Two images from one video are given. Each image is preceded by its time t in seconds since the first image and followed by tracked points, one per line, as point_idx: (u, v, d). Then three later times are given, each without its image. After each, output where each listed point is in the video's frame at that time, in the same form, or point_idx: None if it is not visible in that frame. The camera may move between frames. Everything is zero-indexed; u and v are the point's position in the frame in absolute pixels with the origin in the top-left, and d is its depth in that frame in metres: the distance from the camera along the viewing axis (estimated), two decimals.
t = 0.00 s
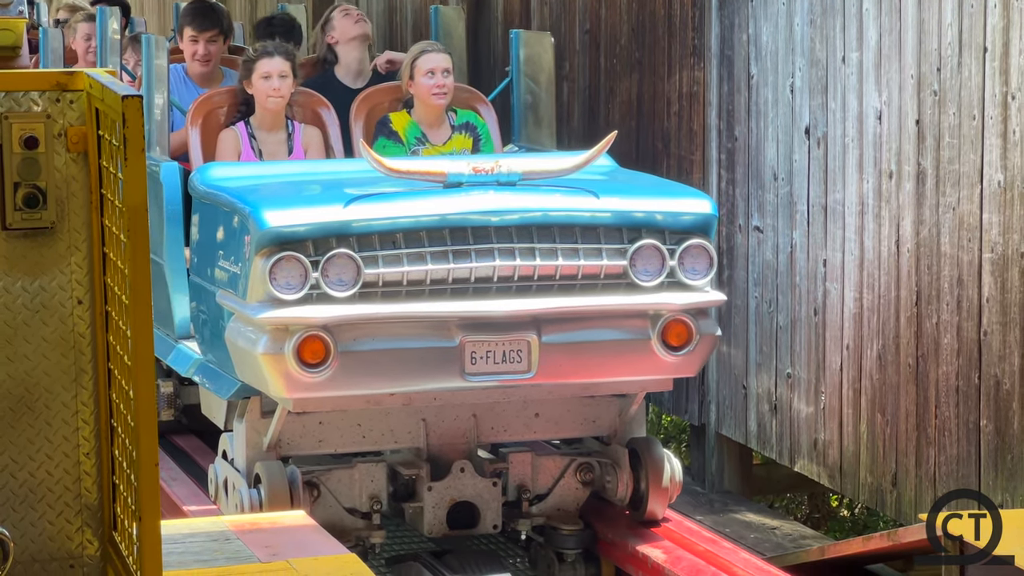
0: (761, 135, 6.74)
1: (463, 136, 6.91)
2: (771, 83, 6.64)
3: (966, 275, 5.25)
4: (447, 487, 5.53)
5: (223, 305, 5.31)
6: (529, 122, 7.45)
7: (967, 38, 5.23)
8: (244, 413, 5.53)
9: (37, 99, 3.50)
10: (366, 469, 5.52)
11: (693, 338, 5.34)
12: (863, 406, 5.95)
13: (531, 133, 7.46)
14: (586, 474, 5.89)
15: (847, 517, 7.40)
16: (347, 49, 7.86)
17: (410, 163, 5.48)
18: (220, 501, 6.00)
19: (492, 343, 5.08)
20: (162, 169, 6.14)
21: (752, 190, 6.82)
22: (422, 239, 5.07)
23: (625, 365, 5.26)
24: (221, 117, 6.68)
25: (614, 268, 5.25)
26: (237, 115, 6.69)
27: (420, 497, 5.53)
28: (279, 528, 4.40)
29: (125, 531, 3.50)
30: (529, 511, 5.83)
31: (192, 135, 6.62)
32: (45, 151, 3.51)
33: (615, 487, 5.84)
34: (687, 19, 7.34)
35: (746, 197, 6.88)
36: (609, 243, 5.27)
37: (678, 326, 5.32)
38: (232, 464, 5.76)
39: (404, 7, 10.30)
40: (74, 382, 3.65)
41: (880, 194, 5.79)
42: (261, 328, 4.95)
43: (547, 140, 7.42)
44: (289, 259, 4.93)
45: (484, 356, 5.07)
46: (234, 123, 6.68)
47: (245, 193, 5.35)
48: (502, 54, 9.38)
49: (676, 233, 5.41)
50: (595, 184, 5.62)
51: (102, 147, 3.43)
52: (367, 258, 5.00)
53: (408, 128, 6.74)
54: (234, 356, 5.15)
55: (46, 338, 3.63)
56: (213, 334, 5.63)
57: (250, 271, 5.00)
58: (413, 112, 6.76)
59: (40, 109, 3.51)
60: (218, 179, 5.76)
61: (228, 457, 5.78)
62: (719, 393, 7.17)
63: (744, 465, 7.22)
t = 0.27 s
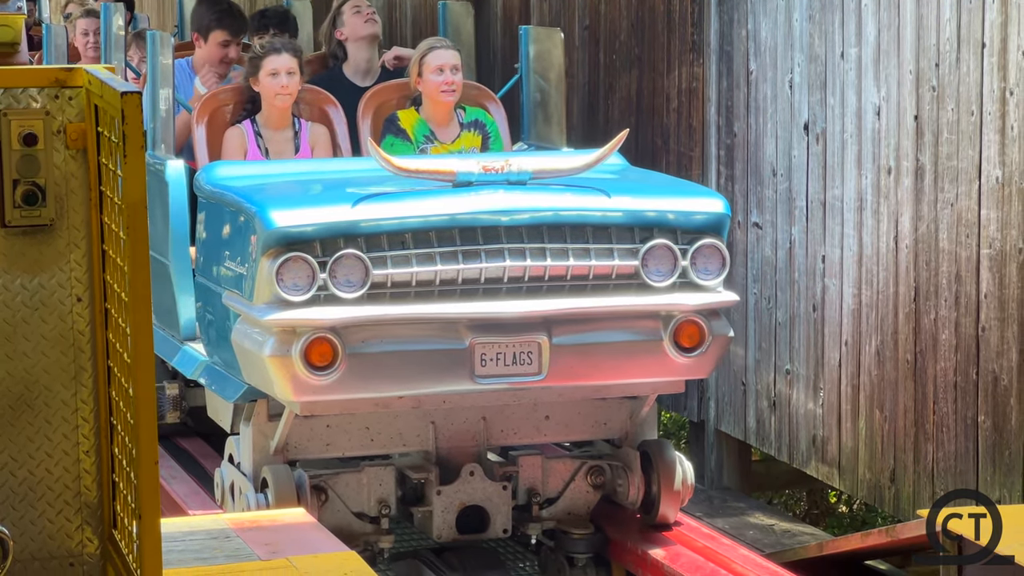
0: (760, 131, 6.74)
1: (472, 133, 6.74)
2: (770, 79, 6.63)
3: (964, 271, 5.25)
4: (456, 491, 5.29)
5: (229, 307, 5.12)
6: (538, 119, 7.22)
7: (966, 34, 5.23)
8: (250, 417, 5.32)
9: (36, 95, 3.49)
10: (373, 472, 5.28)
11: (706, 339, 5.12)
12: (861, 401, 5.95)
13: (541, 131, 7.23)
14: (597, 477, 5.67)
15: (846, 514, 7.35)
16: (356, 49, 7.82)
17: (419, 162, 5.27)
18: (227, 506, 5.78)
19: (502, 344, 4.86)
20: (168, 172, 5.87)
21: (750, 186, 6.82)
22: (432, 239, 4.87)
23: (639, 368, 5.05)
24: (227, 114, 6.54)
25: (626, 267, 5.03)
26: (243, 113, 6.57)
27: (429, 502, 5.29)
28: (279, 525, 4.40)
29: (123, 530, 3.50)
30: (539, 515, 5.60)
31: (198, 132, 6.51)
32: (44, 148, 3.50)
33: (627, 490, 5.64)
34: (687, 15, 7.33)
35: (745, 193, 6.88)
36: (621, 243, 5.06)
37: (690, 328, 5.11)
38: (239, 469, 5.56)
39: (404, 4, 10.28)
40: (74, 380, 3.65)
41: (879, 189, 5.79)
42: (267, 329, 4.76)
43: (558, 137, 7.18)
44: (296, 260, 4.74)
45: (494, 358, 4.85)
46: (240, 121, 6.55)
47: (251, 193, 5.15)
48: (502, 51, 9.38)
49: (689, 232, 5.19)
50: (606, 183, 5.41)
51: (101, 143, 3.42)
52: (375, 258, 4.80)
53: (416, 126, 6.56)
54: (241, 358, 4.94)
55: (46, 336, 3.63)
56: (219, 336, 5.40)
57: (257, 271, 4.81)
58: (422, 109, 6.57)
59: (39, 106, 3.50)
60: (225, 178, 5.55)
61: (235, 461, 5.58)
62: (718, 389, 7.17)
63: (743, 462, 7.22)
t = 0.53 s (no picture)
0: (758, 127, 6.75)
1: (481, 130, 6.43)
2: (769, 75, 6.63)
3: (962, 266, 5.25)
4: (462, 494, 5.09)
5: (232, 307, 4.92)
6: (548, 115, 6.84)
7: (964, 29, 5.22)
8: (255, 418, 5.15)
9: (34, 91, 3.43)
10: (379, 474, 5.09)
11: (718, 340, 4.94)
12: (858, 398, 5.96)
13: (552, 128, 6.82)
14: (607, 478, 5.47)
15: (844, 509, 7.23)
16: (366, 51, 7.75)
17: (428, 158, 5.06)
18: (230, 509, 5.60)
19: (512, 344, 4.69)
20: (173, 170, 5.78)
21: (748, 181, 6.83)
22: (440, 238, 4.68)
23: (650, 369, 4.86)
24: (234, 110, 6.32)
25: (636, 266, 4.83)
26: (248, 111, 6.33)
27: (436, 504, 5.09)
28: (275, 521, 4.40)
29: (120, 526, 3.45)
30: (547, 518, 5.40)
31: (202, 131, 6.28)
32: (43, 143, 3.45)
33: (637, 493, 5.40)
34: (685, 11, 7.33)
35: (743, 189, 6.88)
36: (632, 243, 4.87)
37: (701, 328, 4.93)
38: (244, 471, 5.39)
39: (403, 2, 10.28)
40: (71, 376, 3.60)
41: (877, 185, 5.79)
42: (271, 330, 4.58)
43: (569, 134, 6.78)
44: (302, 259, 4.54)
45: (502, 358, 4.68)
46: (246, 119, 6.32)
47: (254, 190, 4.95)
48: (501, 48, 9.38)
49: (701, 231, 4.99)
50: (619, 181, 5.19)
51: (99, 139, 3.37)
52: (382, 257, 4.61)
53: (423, 123, 6.24)
54: (244, 359, 4.77)
55: (44, 331, 3.58)
56: (223, 335, 5.19)
57: (262, 271, 4.61)
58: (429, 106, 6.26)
59: (37, 101, 3.44)
60: (229, 174, 5.30)
61: (238, 463, 5.42)
62: (717, 386, 7.18)
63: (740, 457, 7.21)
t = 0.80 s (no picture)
0: (754, 123, 6.75)
1: (485, 127, 6.22)
2: (764, 71, 6.63)
3: (958, 262, 5.25)
4: (468, 495, 4.93)
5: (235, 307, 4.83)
6: (552, 113, 6.69)
7: (960, 25, 5.22)
8: (256, 418, 5.04)
9: (28, 85, 3.40)
10: (384, 475, 4.98)
11: (728, 341, 4.81)
12: (855, 395, 5.96)
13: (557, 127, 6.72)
14: (614, 480, 5.33)
15: (840, 504, 7.24)
16: (370, 51, 7.63)
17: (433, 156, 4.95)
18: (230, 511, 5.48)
19: (518, 344, 4.58)
20: (174, 166, 5.72)
21: (744, 177, 6.84)
22: (445, 237, 4.57)
23: (658, 371, 4.74)
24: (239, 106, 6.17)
25: (645, 265, 4.71)
26: (249, 106, 6.22)
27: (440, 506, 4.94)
28: (270, 515, 4.39)
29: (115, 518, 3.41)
30: (554, 519, 5.26)
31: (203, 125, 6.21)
32: (38, 137, 3.41)
33: (645, 495, 5.26)
34: (680, 7, 7.33)
35: (739, 184, 6.89)
36: (641, 242, 4.74)
37: (711, 329, 4.81)
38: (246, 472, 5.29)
39: None
40: (66, 369, 3.55)
41: (873, 180, 5.79)
42: (275, 330, 4.49)
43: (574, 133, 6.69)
44: (305, 257, 4.46)
45: (509, 358, 4.57)
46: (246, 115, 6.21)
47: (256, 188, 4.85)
48: (497, 44, 9.37)
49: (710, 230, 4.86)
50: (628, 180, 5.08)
51: (94, 134, 3.32)
52: (386, 256, 4.50)
53: (427, 120, 6.03)
54: (247, 360, 4.69)
55: (39, 325, 3.54)
56: (225, 334, 5.10)
57: (264, 270, 4.52)
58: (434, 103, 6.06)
59: (32, 96, 3.41)
60: (231, 172, 5.21)
61: (241, 464, 5.31)
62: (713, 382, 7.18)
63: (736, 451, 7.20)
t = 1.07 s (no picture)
0: (749, 118, 6.75)
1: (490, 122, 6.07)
2: (759, 66, 6.63)
3: (955, 257, 5.26)
4: (472, 496, 4.88)
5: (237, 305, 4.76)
6: (558, 108, 6.53)
7: (957, 21, 5.22)
8: (259, 418, 4.96)
9: (24, 80, 3.36)
10: (387, 475, 4.92)
11: (737, 342, 4.74)
12: (850, 389, 5.97)
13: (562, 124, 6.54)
14: (621, 483, 5.26)
15: (836, 500, 7.07)
16: (369, 51, 7.45)
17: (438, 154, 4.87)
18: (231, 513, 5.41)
19: (524, 344, 4.52)
20: (174, 162, 5.67)
21: (739, 171, 6.85)
22: (450, 237, 4.50)
23: (665, 371, 4.68)
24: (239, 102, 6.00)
25: (653, 265, 4.63)
26: (251, 103, 6.02)
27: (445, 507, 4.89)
28: (265, 508, 4.38)
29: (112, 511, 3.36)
30: (560, 521, 5.20)
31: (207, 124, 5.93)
32: (32, 132, 3.39)
33: (653, 497, 5.20)
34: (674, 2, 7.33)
35: (734, 179, 6.90)
36: (649, 240, 4.67)
37: (720, 329, 4.74)
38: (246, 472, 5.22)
39: None
40: (62, 362, 3.50)
41: (869, 175, 5.79)
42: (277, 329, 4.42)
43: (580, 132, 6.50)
44: (308, 256, 4.38)
45: (514, 359, 4.51)
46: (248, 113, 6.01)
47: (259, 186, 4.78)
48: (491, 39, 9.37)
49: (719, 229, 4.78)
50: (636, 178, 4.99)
51: (90, 128, 3.29)
52: (390, 255, 4.43)
53: (430, 118, 5.87)
54: (249, 358, 4.61)
55: (34, 318, 3.48)
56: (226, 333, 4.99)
57: (266, 269, 4.45)
58: (436, 99, 5.89)
59: (28, 90, 3.38)
60: (233, 170, 5.13)
61: (242, 464, 5.24)
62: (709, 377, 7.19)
63: (729, 446, 7.31)
